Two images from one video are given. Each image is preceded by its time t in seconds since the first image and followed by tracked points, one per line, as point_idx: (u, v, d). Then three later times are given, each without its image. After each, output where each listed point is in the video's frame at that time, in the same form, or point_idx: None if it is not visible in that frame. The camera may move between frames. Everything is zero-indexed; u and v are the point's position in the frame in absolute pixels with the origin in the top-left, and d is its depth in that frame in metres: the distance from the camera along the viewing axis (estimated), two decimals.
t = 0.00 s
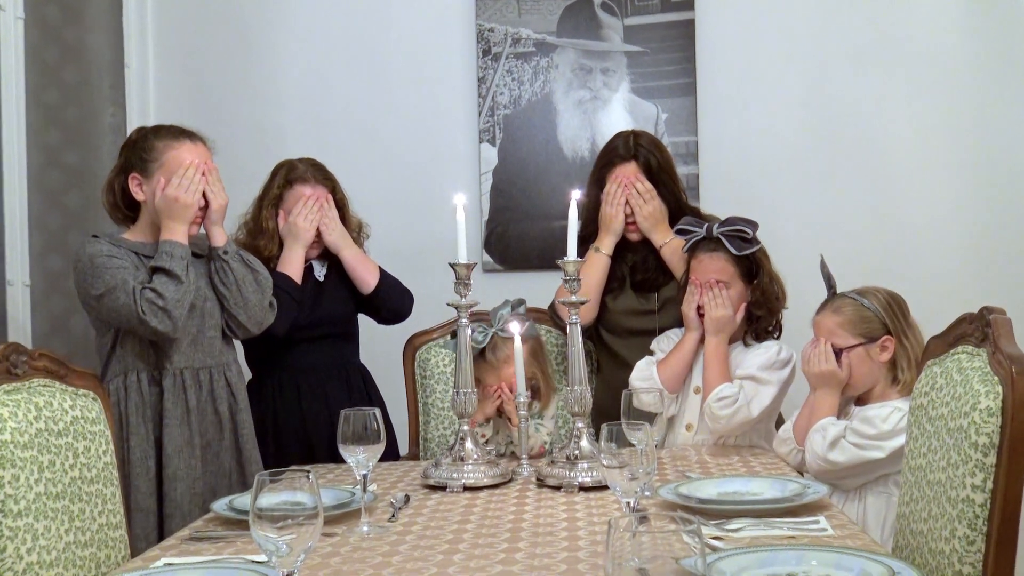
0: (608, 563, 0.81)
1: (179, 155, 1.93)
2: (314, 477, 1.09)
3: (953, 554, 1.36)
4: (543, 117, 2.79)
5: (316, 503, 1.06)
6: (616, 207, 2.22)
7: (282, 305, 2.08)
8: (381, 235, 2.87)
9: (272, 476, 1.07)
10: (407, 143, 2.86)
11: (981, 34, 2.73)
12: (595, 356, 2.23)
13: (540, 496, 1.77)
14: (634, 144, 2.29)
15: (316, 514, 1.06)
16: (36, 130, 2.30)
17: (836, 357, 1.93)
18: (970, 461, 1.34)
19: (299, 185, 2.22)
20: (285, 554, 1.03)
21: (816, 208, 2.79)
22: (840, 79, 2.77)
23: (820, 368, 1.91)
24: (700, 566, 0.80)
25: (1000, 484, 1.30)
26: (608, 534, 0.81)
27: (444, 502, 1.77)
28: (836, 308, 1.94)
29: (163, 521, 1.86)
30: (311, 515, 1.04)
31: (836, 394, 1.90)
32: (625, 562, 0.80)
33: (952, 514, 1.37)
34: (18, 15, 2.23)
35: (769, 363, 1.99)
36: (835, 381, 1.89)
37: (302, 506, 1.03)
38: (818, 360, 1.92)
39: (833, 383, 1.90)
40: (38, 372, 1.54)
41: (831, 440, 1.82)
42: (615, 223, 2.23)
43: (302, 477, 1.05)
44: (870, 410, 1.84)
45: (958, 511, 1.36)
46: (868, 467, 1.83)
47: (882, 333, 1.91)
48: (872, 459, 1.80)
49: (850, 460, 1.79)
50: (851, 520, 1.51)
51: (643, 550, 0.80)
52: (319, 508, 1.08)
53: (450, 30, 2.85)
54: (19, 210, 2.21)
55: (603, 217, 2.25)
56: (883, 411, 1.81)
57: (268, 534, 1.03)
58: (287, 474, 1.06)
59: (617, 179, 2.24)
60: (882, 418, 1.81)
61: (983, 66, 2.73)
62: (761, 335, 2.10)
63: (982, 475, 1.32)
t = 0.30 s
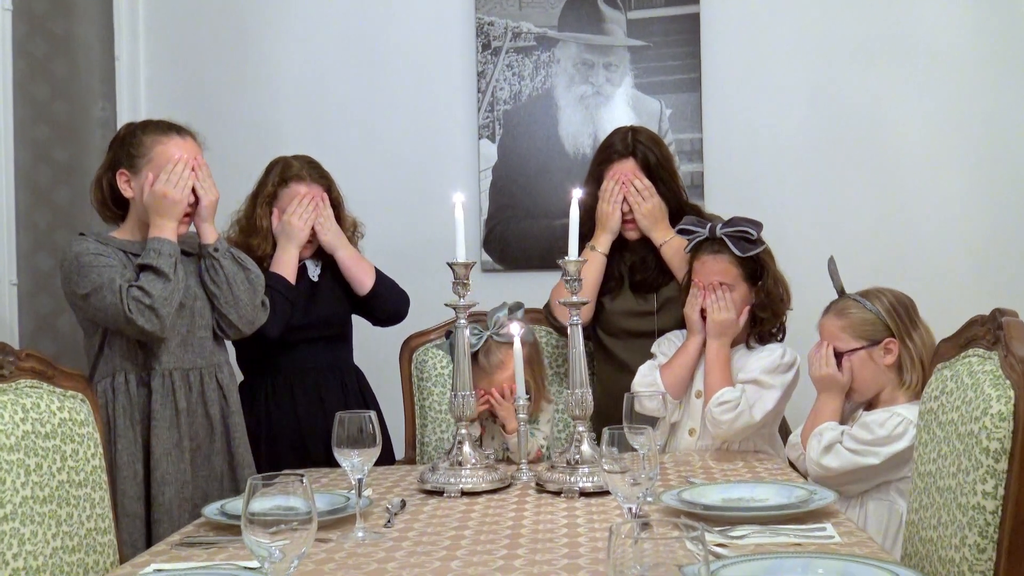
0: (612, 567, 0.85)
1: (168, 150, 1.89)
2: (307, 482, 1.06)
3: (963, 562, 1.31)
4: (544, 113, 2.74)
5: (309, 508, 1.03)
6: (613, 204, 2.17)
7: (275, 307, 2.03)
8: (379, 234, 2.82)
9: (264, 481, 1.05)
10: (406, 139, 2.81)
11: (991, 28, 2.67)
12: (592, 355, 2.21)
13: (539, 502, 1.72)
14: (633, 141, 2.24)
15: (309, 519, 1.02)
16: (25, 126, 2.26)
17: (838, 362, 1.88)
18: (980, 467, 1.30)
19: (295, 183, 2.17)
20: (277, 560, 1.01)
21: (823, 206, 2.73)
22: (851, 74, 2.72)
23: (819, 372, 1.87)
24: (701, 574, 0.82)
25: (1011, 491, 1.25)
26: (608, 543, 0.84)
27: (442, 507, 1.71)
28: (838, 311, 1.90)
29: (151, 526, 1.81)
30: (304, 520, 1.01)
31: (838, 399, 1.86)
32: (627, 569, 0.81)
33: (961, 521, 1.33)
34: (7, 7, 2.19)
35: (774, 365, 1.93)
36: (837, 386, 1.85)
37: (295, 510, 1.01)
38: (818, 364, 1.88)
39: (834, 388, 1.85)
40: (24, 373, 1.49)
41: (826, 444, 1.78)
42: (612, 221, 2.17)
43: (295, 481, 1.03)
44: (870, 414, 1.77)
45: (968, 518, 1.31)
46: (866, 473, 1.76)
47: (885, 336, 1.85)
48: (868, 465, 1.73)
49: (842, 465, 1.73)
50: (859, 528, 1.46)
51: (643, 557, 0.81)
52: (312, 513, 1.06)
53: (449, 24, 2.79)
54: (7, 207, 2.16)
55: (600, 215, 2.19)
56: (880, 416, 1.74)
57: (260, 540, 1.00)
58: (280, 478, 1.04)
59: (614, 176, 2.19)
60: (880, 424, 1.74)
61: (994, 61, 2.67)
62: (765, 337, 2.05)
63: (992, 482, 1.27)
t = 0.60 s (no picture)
0: (615, 572, 0.82)
1: (156, 146, 1.84)
2: (303, 485, 1.03)
3: (975, 568, 1.28)
4: (544, 107, 2.68)
5: (304, 513, 1.00)
6: (610, 199, 2.12)
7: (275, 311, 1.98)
8: (375, 232, 2.76)
9: (258, 484, 1.01)
10: (404, 135, 2.76)
11: (1003, 19, 2.61)
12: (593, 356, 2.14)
13: (539, 507, 1.67)
14: (632, 135, 2.18)
15: (304, 525, 0.99)
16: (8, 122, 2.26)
17: (845, 363, 1.83)
18: (992, 470, 1.26)
19: (291, 182, 2.12)
20: (270, 566, 0.99)
21: (831, 203, 2.67)
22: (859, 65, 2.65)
23: (826, 374, 1.82)
24: None
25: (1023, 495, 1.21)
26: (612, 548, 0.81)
27: (440, 513, 1.66)
28: (845, 311, 1.85)
29: (140, 532, 1.77)
30: (298, 525, 0.99)
31: (846, 401, 1.81)
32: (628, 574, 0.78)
33: (972, 526, 1.29)
34: None
35: (783, 367, 1.89)
36: (845, 387, 1.80)
37: (288, 517, 0.98)
38: (825, 366, 1.83)
39: (841, 390, 1.80)
40: (12, 374, 1.43)
41: (835, 448, 1.73)
42: (609, 217, 2.12)
43: (289, 485, 0.99)
44: (879, 416, 1.73)
45: (979, 523, 1.27)
46: (875, 477, 1.71)
47: (893, 336, 1.80)
48: (877, 468, 1.68)
49: (852, 469, 1.68)
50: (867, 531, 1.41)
51: (647, 562, 0.78)
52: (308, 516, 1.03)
53: (447, 16, 2.73)
54: None
55: (597, 211, 2.14)
56: (891, 418, 1.70)
57: (254, 546, 0.98)
58: (275, 481, 1.00)
59: (612, 170, 2.13)
60: (890, 426, 1.69)
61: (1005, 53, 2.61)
62: (772, 338, 2.00)
63: (1005, 485, 1.24)
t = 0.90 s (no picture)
0: None
1: (146, 142, 1.80)
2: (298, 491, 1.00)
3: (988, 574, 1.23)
4: (545, 101, 2.62)
5: (300, 518, 0.97)
6: (610, 197, 2.06)
7: (276, 309, 1.93)
8: (372, 229, 2.70)
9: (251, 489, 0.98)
10: (402, 129, 2.69)
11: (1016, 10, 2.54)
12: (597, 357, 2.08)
13: (541, 511, 1.62)
14: (633, 131, 2.10)
15: (299, 530, 0.96)
16: None
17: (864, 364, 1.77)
18: (1006, 473, 1.21)
19: (287, 178, 2.05)
20: (265, 572, 0.95)
21: (839, 199, 2.61)
22: (870, 57, 2.58)
23: (848, 376, 1.75)
24: None
25: None
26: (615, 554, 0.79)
27: (438, 517, 1.61)
28: (861, 311, 1.79)
29: (129, 537, 1.72)
30: (294, 530, 0.95)
31: (866, 403, 1.75)
32: None
33: (984, 530, 1.25)
34: None
35: (790, 370, 1.83)
36: (865, 389, 1.74)
37: (283, 520, 0.95)
38: (845, 367, 1.76)
39: (863, 392, 1.74)
40: None
41: (864, 453, 1.66)
42: (611, 215, 2.06)
43: (284, 489, 0.96)
44: (904, 418, 1.69)
45: (992, 526, 1.23)
46: (904, 481, 1.67)
47: (912, 336, 1.76)
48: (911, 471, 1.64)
49: (888, 473, 1.63)
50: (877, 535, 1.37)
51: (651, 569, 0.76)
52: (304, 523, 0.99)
53: (445, 8, 2.67)
54: None
55: (598, 209, 2.08)
56: (919, 420, 1.66)
57: (247, 551, 0.94)
58: (268, 487, 0.97)
59: (613, 167, 2.07)
60: (919, 427, 1.66)
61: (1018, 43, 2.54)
62: (780, 337, 1.94)
63: (1020, 488, 1.19)
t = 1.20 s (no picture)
0: None
1: (136, 136, 1.75)
2: (294, 494, 0.96)
3: None
4: (546, 94, 2.56)
5: (295, 521, 0.93)
6: (613, 193, 2.01)
7: (273, 307, 1.88)
8: (370, 225, 2.65)
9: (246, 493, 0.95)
10: (400, 123, 2.64)
11: None
12: (600, 359, 2.04)
13: (541, 515, 1.57)
14: (637, 125, 2.05)
15: (295, 533, 0.92)
16: None
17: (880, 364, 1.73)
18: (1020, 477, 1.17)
19: (283, 173, 2.01)
20: None
21: (847, 195, 2.55)
22: (878, 48, 2.53)
23: (862, 376, 1.71)
24: None
25: None
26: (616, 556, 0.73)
27: (436, 520, 1.57)
28: (876, 310, 1.75)
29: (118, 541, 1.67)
30: (288, 533, 0.92)
31: (882, 405, 1.70)
32: None
33: (999, 535, 1.20)
34: None
35: (796, 370, 1.78)
36: (880, 391, 1.70)
37: (276, 524, 0.91)
38: (859, 367, 1.72)
39: (879, 393, 1.70)
40: None
41: (878, 455, 1.63)
42: (614, 212, 2.01)
43: (277, 492, 0.93)
44: (919, 419, 1.65)
45: (1007, 532, 1.18)
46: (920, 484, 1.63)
47: (930, 335, 1.71)
48: (926, 474, 1.61)
49: (903, 476, 1.60)
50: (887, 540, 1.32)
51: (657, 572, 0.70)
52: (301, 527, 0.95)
53: None
54: None
55: (601, 205, 2.03)
56: (933, 421, 1.62)
57: (240, 556, 0.91)
58: (263, 489, 0.94)
59: (615, 163, 2.02)
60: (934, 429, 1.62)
61: None
62: (785, 336, 1.89)
63: None
